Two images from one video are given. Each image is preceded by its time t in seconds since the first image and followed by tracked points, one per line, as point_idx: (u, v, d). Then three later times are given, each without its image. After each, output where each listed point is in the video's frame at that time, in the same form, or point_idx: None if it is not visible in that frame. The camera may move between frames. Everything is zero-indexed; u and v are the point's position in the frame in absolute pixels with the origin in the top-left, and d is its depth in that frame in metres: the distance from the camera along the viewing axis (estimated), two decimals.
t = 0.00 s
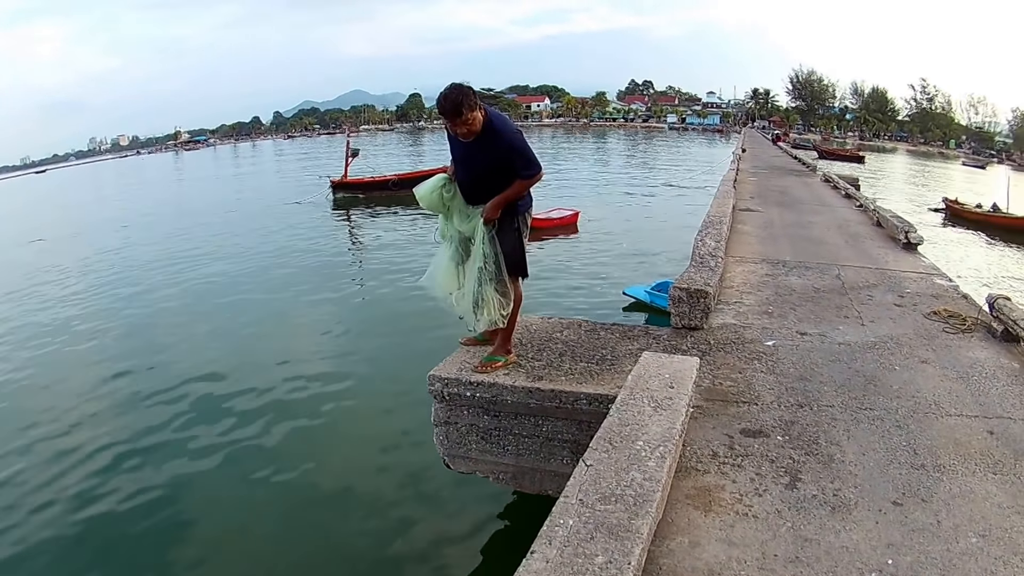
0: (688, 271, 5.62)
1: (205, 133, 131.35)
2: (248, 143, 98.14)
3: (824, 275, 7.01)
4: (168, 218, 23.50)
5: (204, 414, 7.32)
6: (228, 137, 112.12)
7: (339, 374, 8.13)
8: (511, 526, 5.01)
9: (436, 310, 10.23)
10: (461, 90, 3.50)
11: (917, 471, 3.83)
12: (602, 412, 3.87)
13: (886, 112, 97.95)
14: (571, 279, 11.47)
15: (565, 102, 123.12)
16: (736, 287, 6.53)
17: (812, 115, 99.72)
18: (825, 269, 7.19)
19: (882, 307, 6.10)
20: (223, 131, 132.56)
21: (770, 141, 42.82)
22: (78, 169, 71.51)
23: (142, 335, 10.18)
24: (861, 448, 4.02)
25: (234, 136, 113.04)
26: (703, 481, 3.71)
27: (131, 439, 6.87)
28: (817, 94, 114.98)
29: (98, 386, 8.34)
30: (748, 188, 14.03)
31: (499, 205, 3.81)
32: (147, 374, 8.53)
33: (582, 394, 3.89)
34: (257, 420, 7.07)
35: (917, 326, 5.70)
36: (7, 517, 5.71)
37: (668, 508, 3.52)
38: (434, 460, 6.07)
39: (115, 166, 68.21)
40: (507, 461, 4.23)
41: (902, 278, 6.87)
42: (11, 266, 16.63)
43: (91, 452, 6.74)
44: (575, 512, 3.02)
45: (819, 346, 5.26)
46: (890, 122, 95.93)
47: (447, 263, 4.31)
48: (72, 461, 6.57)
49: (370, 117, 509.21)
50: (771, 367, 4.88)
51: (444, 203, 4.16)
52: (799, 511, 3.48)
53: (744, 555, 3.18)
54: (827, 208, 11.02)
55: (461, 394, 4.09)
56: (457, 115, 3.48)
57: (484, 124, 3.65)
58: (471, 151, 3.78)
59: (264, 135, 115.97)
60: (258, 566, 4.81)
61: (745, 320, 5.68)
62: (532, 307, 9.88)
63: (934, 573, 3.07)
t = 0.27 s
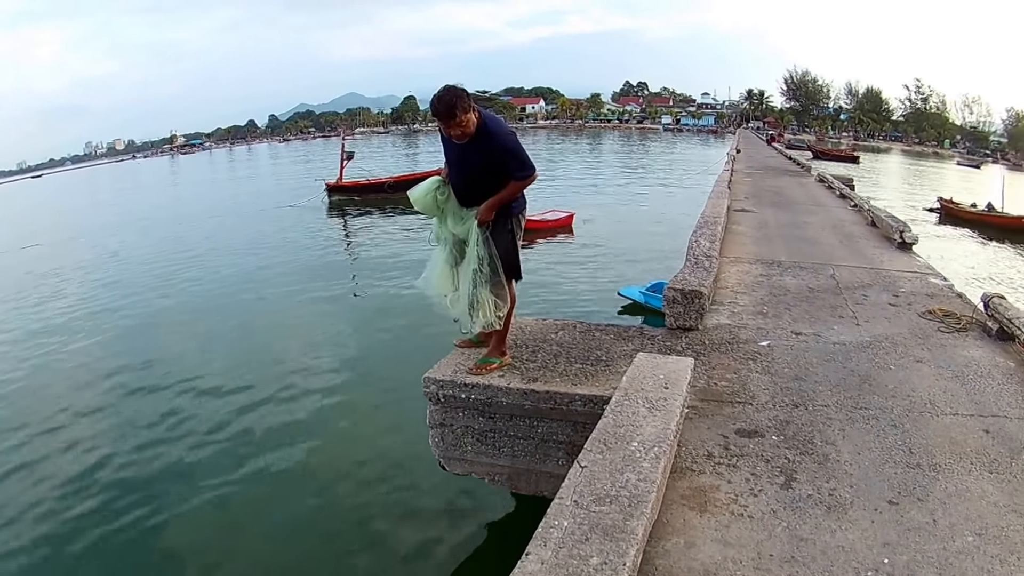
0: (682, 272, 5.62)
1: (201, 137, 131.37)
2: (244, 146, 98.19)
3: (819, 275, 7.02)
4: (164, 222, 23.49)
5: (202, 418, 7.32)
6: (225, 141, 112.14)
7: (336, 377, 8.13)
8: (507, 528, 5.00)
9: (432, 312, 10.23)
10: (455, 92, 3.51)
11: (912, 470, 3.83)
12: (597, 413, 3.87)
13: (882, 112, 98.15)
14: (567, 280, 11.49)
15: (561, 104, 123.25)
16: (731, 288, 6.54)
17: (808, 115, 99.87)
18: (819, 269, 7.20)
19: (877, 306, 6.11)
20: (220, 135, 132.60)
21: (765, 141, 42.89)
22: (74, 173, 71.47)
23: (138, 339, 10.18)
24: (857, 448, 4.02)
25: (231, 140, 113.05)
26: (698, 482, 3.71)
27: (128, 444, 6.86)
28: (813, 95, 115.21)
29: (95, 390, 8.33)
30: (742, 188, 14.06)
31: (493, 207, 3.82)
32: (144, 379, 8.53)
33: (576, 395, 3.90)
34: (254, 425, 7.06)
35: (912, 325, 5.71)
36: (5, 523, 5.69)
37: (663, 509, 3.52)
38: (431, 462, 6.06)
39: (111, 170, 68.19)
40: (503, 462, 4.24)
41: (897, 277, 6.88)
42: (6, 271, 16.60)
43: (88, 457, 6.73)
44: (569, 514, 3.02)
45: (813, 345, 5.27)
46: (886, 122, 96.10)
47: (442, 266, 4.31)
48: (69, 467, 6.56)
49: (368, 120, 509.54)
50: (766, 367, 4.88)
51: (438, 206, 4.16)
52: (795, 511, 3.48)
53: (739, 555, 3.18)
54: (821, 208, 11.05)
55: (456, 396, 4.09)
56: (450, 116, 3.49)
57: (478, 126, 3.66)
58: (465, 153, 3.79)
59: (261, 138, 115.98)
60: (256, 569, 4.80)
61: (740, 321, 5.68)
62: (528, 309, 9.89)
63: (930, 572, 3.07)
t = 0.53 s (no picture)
0: (677, 272, 5.63)
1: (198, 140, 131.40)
2: (241, 149, 98.17)
3: (814, 274, 7.03)
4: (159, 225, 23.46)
5: (199, 420, 7.31)
6: (222, 143, 112.10)
7: (333, 379, 8.13)
8: (503, 529, 5.00)
9: (428, 314, 10.23)
10: (448, 94, 3.52)
11: (908, 469, 3.84)
12: (592, 414, 3.88)
13: (878, 112, 98.32)
14: (563, 281, 11.51)
15: (557, 105, 123.11)
16: (725, 288, 6.55)
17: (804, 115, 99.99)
18: (814, 268, 7.21)
19: (873, 305, 6.12)
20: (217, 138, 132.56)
21: (760, 141, 42.94)
22: (69, 177, 71.37)
23: (135, 342, 10.16)
24: (852, 447, 4.03)
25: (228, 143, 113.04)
26: (694, 482, 3.72)
27: (124, 447, 6.85)
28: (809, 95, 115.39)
29: (92, 393, 8.32)
30: (737, 189, 14.07)
31: (487, 208, 3.82)
32: (141, 382, 8.51)
33: (572, 396, 3.90)
34: (251, 427, 7.05)
35: (908, 324, 5.72)
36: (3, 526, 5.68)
37: (658, 509, 3.52)
38: (429, 463, 6.06)
39: (106, 174, 68.16)
40: (499, 463, 4.25)
41: (892, 276, 6.89)
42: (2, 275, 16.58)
43: (86, 459, 6.71)
44: (564, 514, 3.03)
45: (808, 345, 5.27)
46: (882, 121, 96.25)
47: (437, 268, 4.32)
48: (66, 471, 6.54)
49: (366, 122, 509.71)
50: (761, 367, 4.89)
51: (432, 208, 4.17)
52: (790, 510, 3.49)
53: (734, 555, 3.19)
54: (816, 208, 11.08)
55: (451, 397, 4.10)
56: (444, 118, 3.50)
57: (472, 127, 3.67)
58: (459, 154, 3.79)
59: (258, 141, 115.99)
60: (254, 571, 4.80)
61: (735, 321, 5.69)
62: (525, 310, 9.91)
63: (926, 571, 3.08)
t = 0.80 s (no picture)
0: (671, 273, 5.63)
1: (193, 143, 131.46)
2: (238, 151, 98.09)
3: (808, 274, 7.03)
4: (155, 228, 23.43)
5: (196, 422, 7.29)
6: (219, 146, 112.00)
7: (329, 381, 8.12)
8: (499, 530, 5.00)
9: (425, 315, 10.23)
10: (442, 95, 3.51)
11: (903, 467, 3.84)
12: (586, 414, 3.88)
13: (874, 112, 98.46)
14: (559, 282, 11.51)
15: (553, 107, 123.44)
16: (720, 288, 6.55)
17: (800, 116, 100.10)
18: (808, 268, 7.22)
19: (867, 305, 6.12)
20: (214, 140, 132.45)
21: (755, 142, 42.97)
22: (65, 180, 71.25)
23: (131, 345, 10.14)
24: (847, 446, 4.03)
25: (225, 145, 112.94)
26: (688, 482, 3.72)
27: (122, 451, 6.83)
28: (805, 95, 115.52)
29: (89, 396, 8.30)
30: (731, 189, 14.08)
31: (481, 209, 3.82)
32: (137, 385, 8.49)
33: (566, 396, 3.90)
34: (248, 429, 7.05)
35: (902, 323, 5.72)
36: None
37: (653, 509, 3.52)
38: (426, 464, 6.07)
39: (102, 177, 68.07)
40: (494, 465, 4.26)
41: (886, 275, 6.90)
42: None
43: (84, 462, 6.70)
44: (558, 515, 3.03)
45: (802, 344, 5.27)
46: (878, 121, 96.38)
47: (431, 270, 4.32)
48: (62, 474, 6.52)
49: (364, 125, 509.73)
50: (754, 367, 4.89)
51: (426, 210, 4.18)
52: (785, 510, 3.49)
53: (730, 554, 3.19)
54: (810, 208, 11.09)
55: (445, 399, 4.10)
56: (437, 119, 3.50)
57: (466, 128, 3.68)
58: (452, 156, 3.80)
59: (255, 143, 115.91)
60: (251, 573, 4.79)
61: (729, 321, 5.69)
62: (520, 311, 9.90)
63: (923, 570, 3.08)
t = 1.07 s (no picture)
0: (665, 273, 5.64)
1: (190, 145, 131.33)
2: (235, 154, 98.00)
3: (802, 273, 7.04)
4: (150, 230, 23.38)
5: (194, 424, 7.28)
6: (216, 148, 111.90)
7: (326, 382, 8.12)
8: (495, 531, 5.01)
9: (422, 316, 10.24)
10: (434, 96, 3.53)
11: (898, 466, 3.85)
12: (581, 415, 3.89)
13: (870, 111, 98.64)
14: (555, 283, 11.52)
15: (549, 108, 123.56)
16: (714, 288, 6.56)
17: (797, 116, 100.24)
18: (803, 267, 7.23)
19: (862, 304, 6.13)
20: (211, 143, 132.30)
21: (750, 142, 43.02)
22: (61, 183, 71.13)
23: (127, 347, 10.11)
24: (841, 445, 4.04)
25: (222, 148, 112.78)
26: (683, 482, 3.72)
27: (119, 453, 6.82)
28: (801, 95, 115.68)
29: (86, 399, 8.27)
30: (726, 189, 14.10)
31: (474, 210, 3.83)
32: (134, 387, 8.48)
33: (561, 397, 3.91)
34: (245, 431, 7.04)
35: (897, 321, 5.74)
36: None
37: (648, 509, 3.53)
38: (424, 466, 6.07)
39: (98, 179, 67.95)
40: (489, 465, 4.27)
41: (881, 275, 6.91)
42: None
43: (82, 465, 6.68)
44: (553, 515, 3.03)
45: (797, 344, 5.28)
46: (874, 121, 96.54)
47: (426, 272, 4.33)
48: (59, 476, 6.50)
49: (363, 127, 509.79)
50: (749, 366, 4.89)
51: (421, 212, 4.19)
52: (780, 509, 3.49)
53: (724, 554, 3.19)
54: (804, 207, 11.11)
55: (440, 400, 4.11)
56: (429, 120, 3.51)
57: (458, 129, 3.69)
58: (445, 156, 3.81)
59: (251, 146, 115.82)
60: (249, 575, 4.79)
61: (724, 321, 5.70)
62: (517, 312, 9.91)
63: (918, 568, 3.08)
